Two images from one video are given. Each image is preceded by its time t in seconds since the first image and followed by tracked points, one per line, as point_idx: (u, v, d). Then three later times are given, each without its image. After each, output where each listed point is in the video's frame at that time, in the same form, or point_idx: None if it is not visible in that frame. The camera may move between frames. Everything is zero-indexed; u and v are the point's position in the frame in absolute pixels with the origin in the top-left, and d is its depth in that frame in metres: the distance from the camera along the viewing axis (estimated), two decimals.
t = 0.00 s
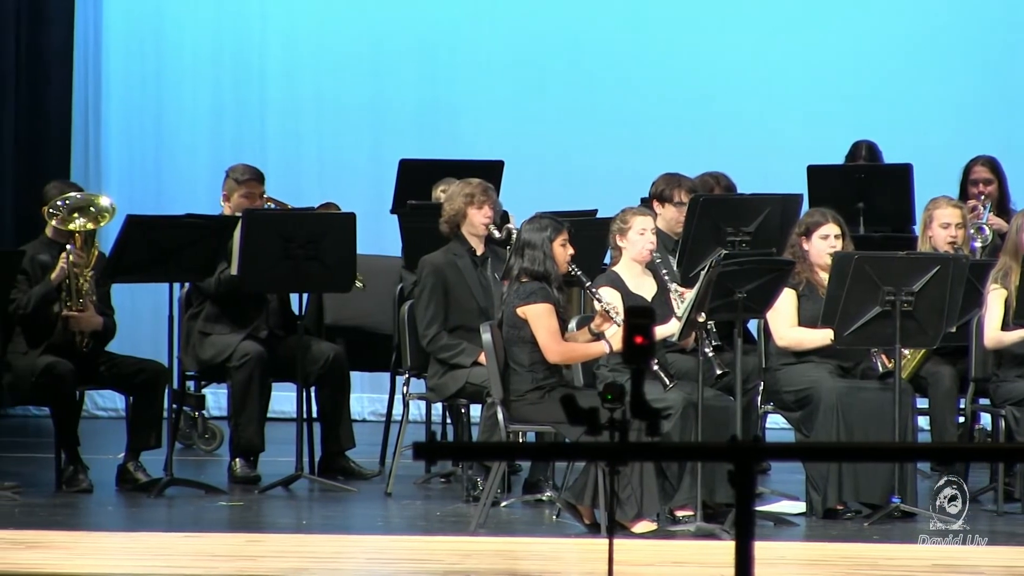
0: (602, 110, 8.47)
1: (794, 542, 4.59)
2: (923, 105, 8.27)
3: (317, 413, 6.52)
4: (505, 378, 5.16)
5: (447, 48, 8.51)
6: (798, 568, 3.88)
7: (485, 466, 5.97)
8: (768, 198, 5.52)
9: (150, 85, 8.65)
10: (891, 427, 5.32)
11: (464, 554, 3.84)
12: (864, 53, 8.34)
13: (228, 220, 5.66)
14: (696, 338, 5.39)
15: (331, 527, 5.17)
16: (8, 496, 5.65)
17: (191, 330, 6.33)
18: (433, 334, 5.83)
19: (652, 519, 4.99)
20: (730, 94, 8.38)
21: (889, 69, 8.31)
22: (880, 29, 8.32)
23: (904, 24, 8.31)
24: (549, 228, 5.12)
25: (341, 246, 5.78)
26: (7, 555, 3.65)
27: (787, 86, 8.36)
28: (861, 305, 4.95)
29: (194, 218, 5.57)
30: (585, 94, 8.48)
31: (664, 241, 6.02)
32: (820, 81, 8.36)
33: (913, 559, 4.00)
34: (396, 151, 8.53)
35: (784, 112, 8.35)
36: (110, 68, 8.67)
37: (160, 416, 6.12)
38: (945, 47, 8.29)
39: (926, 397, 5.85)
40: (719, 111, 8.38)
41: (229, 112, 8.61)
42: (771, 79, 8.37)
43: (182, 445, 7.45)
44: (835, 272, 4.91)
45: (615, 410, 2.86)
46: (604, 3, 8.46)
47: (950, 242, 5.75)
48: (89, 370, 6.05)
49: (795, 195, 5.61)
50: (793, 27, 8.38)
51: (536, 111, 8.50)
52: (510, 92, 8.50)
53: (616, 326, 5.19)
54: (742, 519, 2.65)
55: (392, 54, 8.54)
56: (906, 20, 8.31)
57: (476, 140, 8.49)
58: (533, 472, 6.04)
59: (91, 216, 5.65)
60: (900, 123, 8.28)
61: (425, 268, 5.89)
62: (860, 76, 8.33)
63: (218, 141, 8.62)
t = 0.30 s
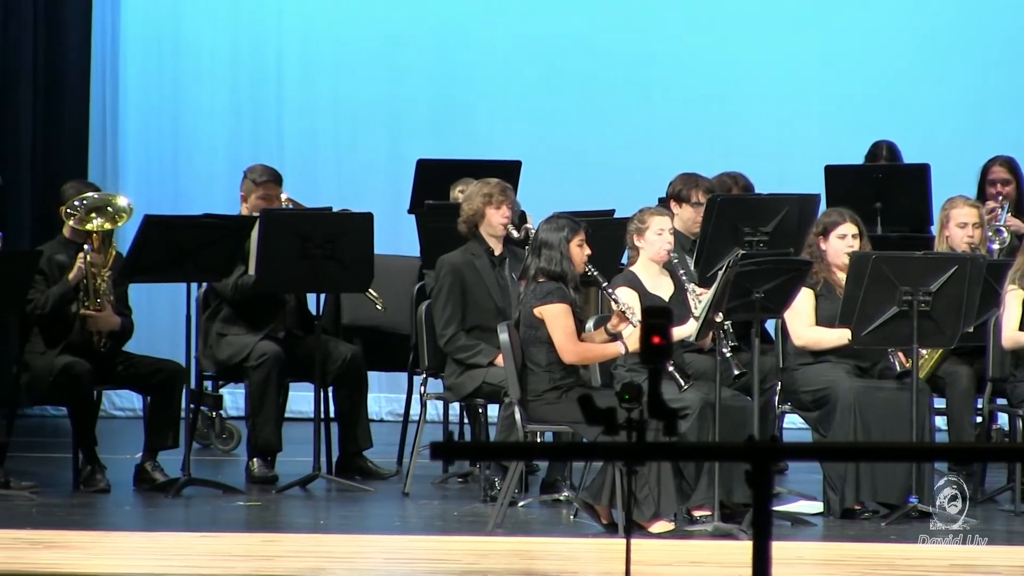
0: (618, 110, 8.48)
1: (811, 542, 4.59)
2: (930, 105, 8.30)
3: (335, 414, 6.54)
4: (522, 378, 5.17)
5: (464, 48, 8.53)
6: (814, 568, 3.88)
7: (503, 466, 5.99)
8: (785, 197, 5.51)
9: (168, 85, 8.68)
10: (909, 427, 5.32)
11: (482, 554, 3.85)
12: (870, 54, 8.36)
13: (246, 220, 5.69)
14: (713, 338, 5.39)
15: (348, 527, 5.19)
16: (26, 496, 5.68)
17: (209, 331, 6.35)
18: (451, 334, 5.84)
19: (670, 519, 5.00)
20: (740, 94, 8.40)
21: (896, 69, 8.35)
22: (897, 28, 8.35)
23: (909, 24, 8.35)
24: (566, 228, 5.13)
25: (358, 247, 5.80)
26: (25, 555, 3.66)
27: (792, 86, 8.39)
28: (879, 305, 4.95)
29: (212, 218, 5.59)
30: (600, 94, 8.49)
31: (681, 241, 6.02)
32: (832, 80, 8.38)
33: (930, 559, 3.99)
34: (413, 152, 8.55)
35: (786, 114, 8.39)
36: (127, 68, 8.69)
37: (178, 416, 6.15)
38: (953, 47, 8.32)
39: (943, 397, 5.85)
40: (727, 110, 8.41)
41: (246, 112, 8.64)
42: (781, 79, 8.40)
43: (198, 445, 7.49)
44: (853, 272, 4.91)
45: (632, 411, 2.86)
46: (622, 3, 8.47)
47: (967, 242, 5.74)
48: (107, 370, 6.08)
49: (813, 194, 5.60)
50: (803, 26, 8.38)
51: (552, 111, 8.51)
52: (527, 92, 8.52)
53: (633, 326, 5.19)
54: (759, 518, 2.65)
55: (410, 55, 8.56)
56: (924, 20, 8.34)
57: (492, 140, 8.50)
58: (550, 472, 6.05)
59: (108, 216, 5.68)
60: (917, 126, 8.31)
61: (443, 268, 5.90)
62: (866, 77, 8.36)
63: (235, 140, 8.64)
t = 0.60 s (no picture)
0: (638, 110, 8.48)
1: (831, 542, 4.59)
2: (952, 105, 8.30)
3: (356, 413, 6.57)
4: (542, 378, 5.18)
5: (484, 48, 8.55)
6: (834, 568, 3.88)
7: (523, 466, 6.00)
8: (806, 196, 5.50)
9: (188, 85, 8.71)
10: (930, 426, 5.31)
11: (503, 554, 3.86)
12: (888, 54, 8.36)
13: (266, 220, 5.72)
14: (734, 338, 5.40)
15: (368, 526, 5.21)
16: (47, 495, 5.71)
17: (230, 330, 6.39)
18: (472, 334, 5.86)
19: (690, 519, 5.01)
20: (759, 94, 8.40)
21: (917, 69, 8.34)
22: (918, 27, 8.35)
23: (928, 25, 8.34)
24: (587, 228, 5.14)
25: (378, 247, 5.82)
26: (46, 555, 3.66)
27: (811, 87, 8.39)
28: (900, 305, 4.95)
29: (232, 218, 5.62)
30: (621, 94, 8.49)
31: (701, 241, 6.03)
32: (853, 80, 8.38)
33: (951, 559, 3.98)
34: (433, 152, 8.57)
35: (804, 114, 8.39)
36: (148, 68, 8.73)
37: (199, 416, 6.18)
38: (975, 46, 8.32)
39: (964, 398, 5.84)
40: (747, 111, 8.41)
41: (267, 111, 8.67)
42: (799, 79, 8.40)
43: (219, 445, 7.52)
44: (873, 272, 4.91)
45: (652, 410, 2.86)
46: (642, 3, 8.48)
47: (988, 242, 5.73)
48: (128, 370, 6.12)
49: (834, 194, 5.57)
50: (819, 26, 8.38)
51: (572, 112, 8.52)
52: (547, 92, 8.53)
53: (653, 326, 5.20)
54: (781, 517, 2.67)
55: (431, 55, 8.59)
56: (945, 20, 8.33)
57: (512, 140, 8.52)
58: (571, 472, 6.06)
59: (129, 216, 5.70)
60: (939, 125, 8.31)
61: (464, 267, 5.93)
62: (887, 77, 8.36)
63: (256, 140, 8.68)
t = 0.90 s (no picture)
0: (659, 110, 8.49)
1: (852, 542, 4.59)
2: (975, 105, 8.29)
3: (377, 413, 6.60)
4: (563, 377, 5.20)
5: (505, 48, 8.57)
6: (855, 568, 3.88)
7: (544, 466, 6.02)
8: (825, 195, 5.51)
9: (209, 84, 8.74)
10: (950, 426, 5.31)
11: (524, 553, 3.86)
12: (907, 53, 8.36)
13: (288, 220, 5.75)
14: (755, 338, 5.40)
15: (389, 526, 5.24)
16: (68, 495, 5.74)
17: (250, 330, 6.42)
18: (492, 333, 5.87)
19: (711, 519, 5.02)
20: (780, 94, 8.41)
21: (940, 69, 8.33)
22: (940, 27, 8.34)
23: (947, 24, 8.34)
24: (608, 227, 5.15)
25: (400, 247, 5.85)
26: (67, 555, 3.68)
27: (831, 86, 8.39)
28: (921, 304, 4.95)
29: (253, 218, 5.65)
30: (641, 94, 8.50)
31: (723, 240, 6.03)
32: (875, 80, 8.37)
33: (972, 559, 3.98)
34: (454, 152, 8.60)
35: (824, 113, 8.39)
36: (169, 66, 8.75)
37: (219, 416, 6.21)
38: (999, 46, 8.31)
39: (985, 397, 5.84)
40: (766, 110, 8.41)
41: (288, 110, 8.70)
42: (820, 79, 8.40)
43: (239, 445, 7.55)
44: (894, 272, 4.91)
45: (673, 411, 2.87)
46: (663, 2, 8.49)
47: (1009, 241, 5.72)
48: (149, 370, 6.16)
49: (852, 194, 5.60)
50: (843, 24, 8.39)
51: (592, 112, 8.53)
52: (567, 92, 8.54)
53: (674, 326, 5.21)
54: (802, 516, 2.67)
55: (451, 55, 8.61)
56: (967, 19, 8.32)
57: (532, 140, 8.54)
58: (591, 472, 6.08)
59: (150, 215, 5.74)
60: (961, 125, 8.30)
61: (485, 267, 5.94)
62: (909, 77, 8.35)
63: (278, 139, 8.71)
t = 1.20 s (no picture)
0: (682, 111, 8.51)
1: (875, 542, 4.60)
2: (999, 105, 8.28)
3: (400, 413, 6.63)
4: (586, 377, 5.21)
5: (527, 48, 8.59)
6: (876, 568, 3.88)
7: (567, 465, 6.04)
8: (848, 195, 5.50)
9: (232, 84, 8.78)
10: (973, 426, 5.31)
11: (546, 554, 3.88)
12: (930, 54, 8.37)
13: (312, 219, 5.78)
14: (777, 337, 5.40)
15: (411, 526, 5.26)
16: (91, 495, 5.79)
17: (273, 330, 6.46)
18: (515, 333, 5.89)
19: (733, 519, 5.03)
20: (803, 94, 8.42)
21: (964, 69, 8.32)
22: (964, 27, 8.33)
23: (971, 24, 8.33)
24: (631, 227, 5.18)
25: (424, 247, 5.87)
26: (91, 554, 3.71)
27: (854, 86, 8.39)
28: (944, 304, 4.94)
29: (276, 218, 5.68)
30: (664, 94, 8.52)
31: (746, 239, 6.04)
32: (898, 80, 8.37)
33: (996, 559, 3.97)
34: (476, 152, 8.62)
35: (846, 113, 8.41)
36: (191, 67, 8.79)
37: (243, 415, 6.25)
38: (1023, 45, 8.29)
39: (1009, 397, 5.83)
40: (789, 110, 8.42)
41: (310, 108, 8.73)
42: (843, 79, 8.40)
43: (263, 445, 7.59)
44: (917, 271, 4.92)
45: (695, 411, 2.88)
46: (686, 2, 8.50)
47: None
48: (172, 370, 6.20)
49: (874, 194, 5.60)
50: (866, 23, 8.39)
51: (615, 112, 8.55)
52: (590, 92, 8.56)
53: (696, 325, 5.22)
54: (824, 516, 2.68)
55: (474, 55, 8.63)
56: (992, 19, 8.32)
57: (554, 140, 8.56)
58: (614, 471, 6.09)
59: (173, 215, 5.78)
60: (985, 125, 8.29)
61: (508, 266, 5.97)
62: (933, 77, 8.34)
63: (300, 139, 8.74)
